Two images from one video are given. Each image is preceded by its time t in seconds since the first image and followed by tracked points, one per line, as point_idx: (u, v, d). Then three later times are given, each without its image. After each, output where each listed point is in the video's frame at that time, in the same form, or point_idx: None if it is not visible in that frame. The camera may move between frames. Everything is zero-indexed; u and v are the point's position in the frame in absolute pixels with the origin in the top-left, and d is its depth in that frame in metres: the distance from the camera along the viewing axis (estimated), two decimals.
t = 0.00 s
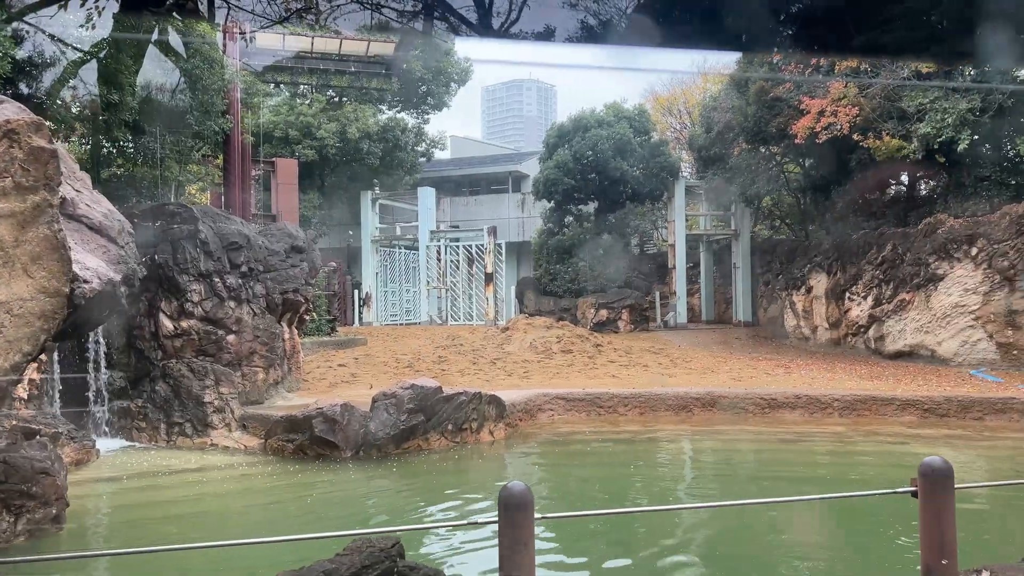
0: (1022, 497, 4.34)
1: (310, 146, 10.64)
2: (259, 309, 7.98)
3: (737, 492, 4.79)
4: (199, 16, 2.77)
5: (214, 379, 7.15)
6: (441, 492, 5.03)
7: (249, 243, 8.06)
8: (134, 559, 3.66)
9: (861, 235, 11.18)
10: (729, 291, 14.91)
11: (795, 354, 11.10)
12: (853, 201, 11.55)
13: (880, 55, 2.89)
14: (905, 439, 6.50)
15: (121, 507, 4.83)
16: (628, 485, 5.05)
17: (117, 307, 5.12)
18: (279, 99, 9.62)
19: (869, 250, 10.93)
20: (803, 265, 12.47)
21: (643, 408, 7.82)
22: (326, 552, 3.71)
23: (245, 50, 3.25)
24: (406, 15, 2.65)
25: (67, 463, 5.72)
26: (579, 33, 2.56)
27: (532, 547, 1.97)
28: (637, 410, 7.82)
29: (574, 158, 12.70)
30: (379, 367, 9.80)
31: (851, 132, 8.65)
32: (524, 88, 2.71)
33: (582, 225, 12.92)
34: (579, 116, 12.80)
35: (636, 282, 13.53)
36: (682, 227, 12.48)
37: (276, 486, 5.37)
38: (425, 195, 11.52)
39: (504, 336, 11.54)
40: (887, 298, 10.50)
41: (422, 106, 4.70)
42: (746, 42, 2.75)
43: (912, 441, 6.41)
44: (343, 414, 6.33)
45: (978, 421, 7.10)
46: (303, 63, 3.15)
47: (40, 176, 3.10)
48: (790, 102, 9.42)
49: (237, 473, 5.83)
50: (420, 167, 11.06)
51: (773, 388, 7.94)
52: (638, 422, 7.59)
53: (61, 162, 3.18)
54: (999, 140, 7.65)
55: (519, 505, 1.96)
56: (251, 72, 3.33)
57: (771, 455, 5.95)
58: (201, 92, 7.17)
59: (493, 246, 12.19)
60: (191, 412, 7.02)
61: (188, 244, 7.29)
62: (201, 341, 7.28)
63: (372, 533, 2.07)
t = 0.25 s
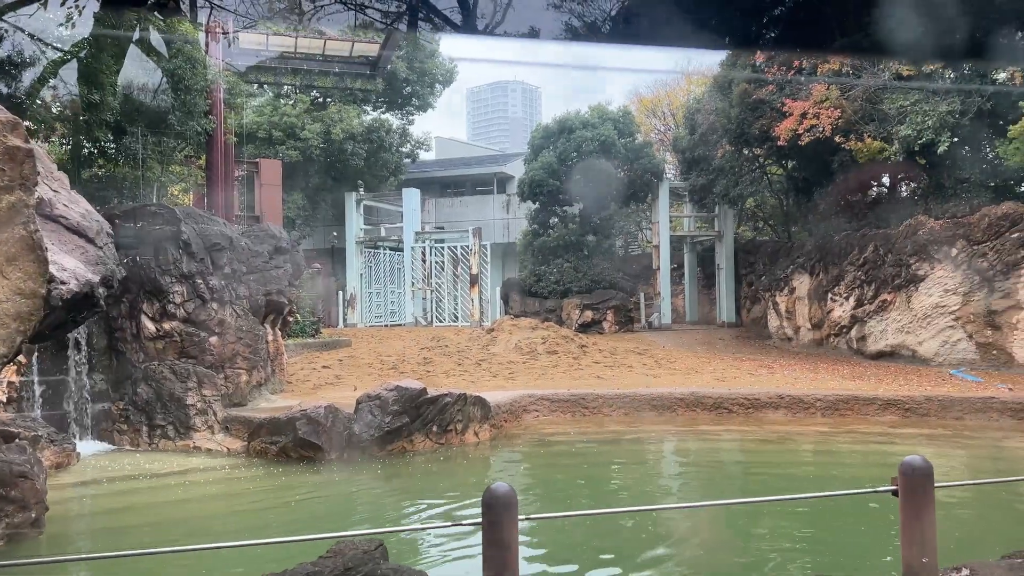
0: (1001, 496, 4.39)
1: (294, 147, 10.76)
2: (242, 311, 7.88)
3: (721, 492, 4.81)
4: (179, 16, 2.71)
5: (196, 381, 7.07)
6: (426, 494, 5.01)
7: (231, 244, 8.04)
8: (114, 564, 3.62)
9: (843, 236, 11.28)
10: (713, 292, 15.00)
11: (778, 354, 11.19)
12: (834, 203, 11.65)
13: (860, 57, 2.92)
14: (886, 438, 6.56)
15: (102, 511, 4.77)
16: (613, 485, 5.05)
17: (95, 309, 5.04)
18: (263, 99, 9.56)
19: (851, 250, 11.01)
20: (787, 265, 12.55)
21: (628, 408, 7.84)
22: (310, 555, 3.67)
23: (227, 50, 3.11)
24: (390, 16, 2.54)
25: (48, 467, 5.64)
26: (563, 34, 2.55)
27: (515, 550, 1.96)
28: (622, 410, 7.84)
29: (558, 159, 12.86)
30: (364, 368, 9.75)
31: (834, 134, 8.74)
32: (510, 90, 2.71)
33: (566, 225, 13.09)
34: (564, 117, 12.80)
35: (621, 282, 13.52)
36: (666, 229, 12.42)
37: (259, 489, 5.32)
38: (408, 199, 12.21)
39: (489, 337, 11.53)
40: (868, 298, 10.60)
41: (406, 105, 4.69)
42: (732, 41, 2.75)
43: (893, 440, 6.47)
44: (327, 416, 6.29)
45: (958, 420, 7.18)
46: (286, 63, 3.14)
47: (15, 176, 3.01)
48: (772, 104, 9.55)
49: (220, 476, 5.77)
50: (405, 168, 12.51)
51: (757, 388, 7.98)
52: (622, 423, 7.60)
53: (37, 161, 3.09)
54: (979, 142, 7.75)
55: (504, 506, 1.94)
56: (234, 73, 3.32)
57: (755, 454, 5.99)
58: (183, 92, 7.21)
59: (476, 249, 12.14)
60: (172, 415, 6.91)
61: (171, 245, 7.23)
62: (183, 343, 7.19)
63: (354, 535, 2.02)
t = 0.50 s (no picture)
0: (981, 495, 4.43)
1: (278, 147, 10.84)
2: (224, 312, 7.85)
3: (704, 491, 4.85)
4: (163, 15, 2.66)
5: (178, 384, 7.01)
6: (410, 495, 5.00)
7: (214, 245, 7.98)
8: (93, 569, 3.56)
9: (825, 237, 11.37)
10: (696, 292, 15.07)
11: (762, 355, 11.27)
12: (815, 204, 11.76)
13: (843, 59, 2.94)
14: (868, 438, 6.61)
15: (81, 515, 4.70)
16: (597, 485, 5.07)
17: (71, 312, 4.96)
18: (246, 99, 9.51)
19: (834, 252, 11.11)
20: (770, 266, 12.62)
21: (612, 409, 7.86)
22: (293, 558, 3.65)
23: (210, 50, 3.17)
24: (373, 17, 2.51)
25: (26, 471, 5.55)
26: (546, 35, 2.55)
27: (499, 553, 1.94)
28: (606, 411, 7.85)
29: (542, 161, 12.81)
30: (348, 370, 9.68)
31: (815, 136, 8.81)
32: (493, 91, 2.72)
33: (551, 227, 13.08)
34: (548, 118, 12.81)
35: (605, 283, 13.53)
36: (650, 229, 12.54)
37: (241, 492, 5.26)
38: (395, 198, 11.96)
39: (474, 338, 11.52)
40: (850, 299, 10.72)
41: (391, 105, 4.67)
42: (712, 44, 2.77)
43: (875, 439, 6.53)
44: (310, 418, 6.20)
45: (938, 419, 7.26)
46: (268, 63, 3.10)
47: None
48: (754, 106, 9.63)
49: (202, 479, 5.71)
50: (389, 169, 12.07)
51: (740, 389, 8.02)
52: (606, 423, 7.62)
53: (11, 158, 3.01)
54: (959, 144, 7.84)
55: (486, 507, 1.93)
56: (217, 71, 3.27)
57: (738, 454, 6.02)
58: (165, 93, 7.10)
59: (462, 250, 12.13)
60: (154, 417, 6.82)
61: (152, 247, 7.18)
62: (164, 345, 7.11)
63: (335, 537, 1.98)
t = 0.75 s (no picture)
0: (961, 493, 4.48)
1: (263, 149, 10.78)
2: (207, 314, 7.76)
3: (688, 490, 4.86)
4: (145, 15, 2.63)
5: (160, 386, 6.92)
6: (394, 497, 4.97)
7: (196, 246, 7.87)
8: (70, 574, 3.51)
9: (807, 237, 11.46)
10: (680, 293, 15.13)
11: (745, 355, 11.34)
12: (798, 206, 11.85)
13: (825, 61, 2.95)
14: (850, 437, 6.66)
15: (60, 518, 4.64)
16: (582, 485, 5.07)
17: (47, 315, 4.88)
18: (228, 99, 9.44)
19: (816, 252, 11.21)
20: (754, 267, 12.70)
21: (596, 409, 7.87)
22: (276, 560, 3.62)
23: (192, 49, 3.21)
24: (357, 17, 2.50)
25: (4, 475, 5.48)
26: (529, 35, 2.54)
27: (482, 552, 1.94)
28: (591, 412, 7.85)
29: (527, 162, 12.80)
30: (332, 372, 9.62)
31: (797, 137, 8.89)
32: (478, 92, 2.71)
33: (536, 228, 13.05)
34: (533, 120, 12.86)
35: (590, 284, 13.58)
36: (635, 229, 12.56)
37: (223, 495, 5.21)
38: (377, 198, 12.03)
39: (458, 339, 11.49)
40: (832, 300, 10.79)
41: (374, 105, 4.64)
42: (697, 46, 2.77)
43: (856, 439, 6.58)
44: (293, 421, 6.22)
45: (919, 418, 7.33)
46: (252, 63, 3.07)
47: None
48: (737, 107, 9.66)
49: (183, 481, 5.65)
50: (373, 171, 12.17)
51: (723, 389, 8.06)
52: (591, 424, 7.63)
53: None
54: (938, 146, 7.94)
55: (470, 509, 1.92)
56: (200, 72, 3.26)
57: (722, 454, 6.04)
58: (145, 92, 7.07)
59: (447, 252, 12.10)
60: (135, 420, 6.75)
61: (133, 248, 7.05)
62: (146, 347, 7.03)
63: (316, 540, 1.96)
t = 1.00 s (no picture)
0: (940, 491, 4.54)
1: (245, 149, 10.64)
2: (188, 316, 7.69)
3: (672, 490, 4.88)
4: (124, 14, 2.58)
5: (141, 388, 6.87)
6: (378, 500, 4.95)
7: (177, 248, 7.77)
8: None
9: (790, 238, 11.55)
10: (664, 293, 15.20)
11: (728, 355, 11.41)
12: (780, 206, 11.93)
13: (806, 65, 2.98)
14: (831, 436, 6.72)
15: (39, 523, 4.57)
16: (567, 486, 5.07)
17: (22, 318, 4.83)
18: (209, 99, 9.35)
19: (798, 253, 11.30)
20: (735, 266, 12.82)
21: (580, 410, 7.88)
22: (258, 564, 3.59)
23: (174, 48, 3.09)
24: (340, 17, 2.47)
25: None
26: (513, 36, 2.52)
27: (465, 554, 1.93)
28: (575, 412, 7.86)
29: (512, 163, 12.82)
30: (315, 373, 9.56)
31: (779, 139, 8.96)
32: (462, 92, 2.68)
33: (520, 229, 13.17)
34: (517, 121, 12.83)
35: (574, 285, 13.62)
36: (619, 231, 12.47)
37: (205, 498, 5.16)
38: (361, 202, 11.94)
39: (443, 340, 11.47)
40: (815, 300, 10.87)
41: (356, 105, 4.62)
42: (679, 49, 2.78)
43: (838, 438, 6.64)
44: (276, 423, 6.10)
45: (899, 417, 7.40)
46: (233, 63, 3.03)
47: None
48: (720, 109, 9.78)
49: (165, 485, 5.59)
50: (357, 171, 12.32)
51: (707, 389, 8.10)
52: (575, 424, 7.64)
53: None
54: (918, 148, 8.03)
55: (452, 511, 1.91)
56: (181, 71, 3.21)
57: (706, 454, 6.07)
58: (127, 93, 6.94)
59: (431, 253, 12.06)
60: (116, 423, 6.70)
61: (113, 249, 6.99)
62: (127, 349, 6.95)
63: (297, 543, 1.95)
